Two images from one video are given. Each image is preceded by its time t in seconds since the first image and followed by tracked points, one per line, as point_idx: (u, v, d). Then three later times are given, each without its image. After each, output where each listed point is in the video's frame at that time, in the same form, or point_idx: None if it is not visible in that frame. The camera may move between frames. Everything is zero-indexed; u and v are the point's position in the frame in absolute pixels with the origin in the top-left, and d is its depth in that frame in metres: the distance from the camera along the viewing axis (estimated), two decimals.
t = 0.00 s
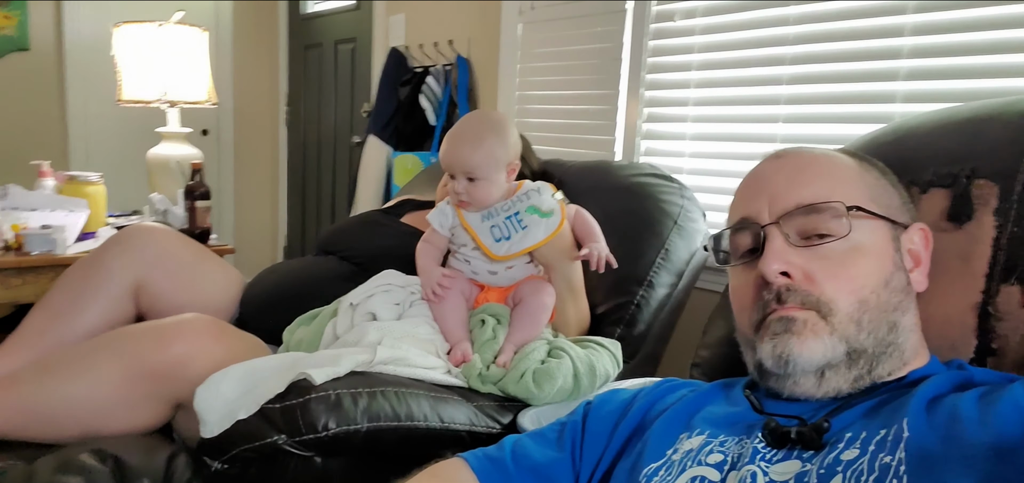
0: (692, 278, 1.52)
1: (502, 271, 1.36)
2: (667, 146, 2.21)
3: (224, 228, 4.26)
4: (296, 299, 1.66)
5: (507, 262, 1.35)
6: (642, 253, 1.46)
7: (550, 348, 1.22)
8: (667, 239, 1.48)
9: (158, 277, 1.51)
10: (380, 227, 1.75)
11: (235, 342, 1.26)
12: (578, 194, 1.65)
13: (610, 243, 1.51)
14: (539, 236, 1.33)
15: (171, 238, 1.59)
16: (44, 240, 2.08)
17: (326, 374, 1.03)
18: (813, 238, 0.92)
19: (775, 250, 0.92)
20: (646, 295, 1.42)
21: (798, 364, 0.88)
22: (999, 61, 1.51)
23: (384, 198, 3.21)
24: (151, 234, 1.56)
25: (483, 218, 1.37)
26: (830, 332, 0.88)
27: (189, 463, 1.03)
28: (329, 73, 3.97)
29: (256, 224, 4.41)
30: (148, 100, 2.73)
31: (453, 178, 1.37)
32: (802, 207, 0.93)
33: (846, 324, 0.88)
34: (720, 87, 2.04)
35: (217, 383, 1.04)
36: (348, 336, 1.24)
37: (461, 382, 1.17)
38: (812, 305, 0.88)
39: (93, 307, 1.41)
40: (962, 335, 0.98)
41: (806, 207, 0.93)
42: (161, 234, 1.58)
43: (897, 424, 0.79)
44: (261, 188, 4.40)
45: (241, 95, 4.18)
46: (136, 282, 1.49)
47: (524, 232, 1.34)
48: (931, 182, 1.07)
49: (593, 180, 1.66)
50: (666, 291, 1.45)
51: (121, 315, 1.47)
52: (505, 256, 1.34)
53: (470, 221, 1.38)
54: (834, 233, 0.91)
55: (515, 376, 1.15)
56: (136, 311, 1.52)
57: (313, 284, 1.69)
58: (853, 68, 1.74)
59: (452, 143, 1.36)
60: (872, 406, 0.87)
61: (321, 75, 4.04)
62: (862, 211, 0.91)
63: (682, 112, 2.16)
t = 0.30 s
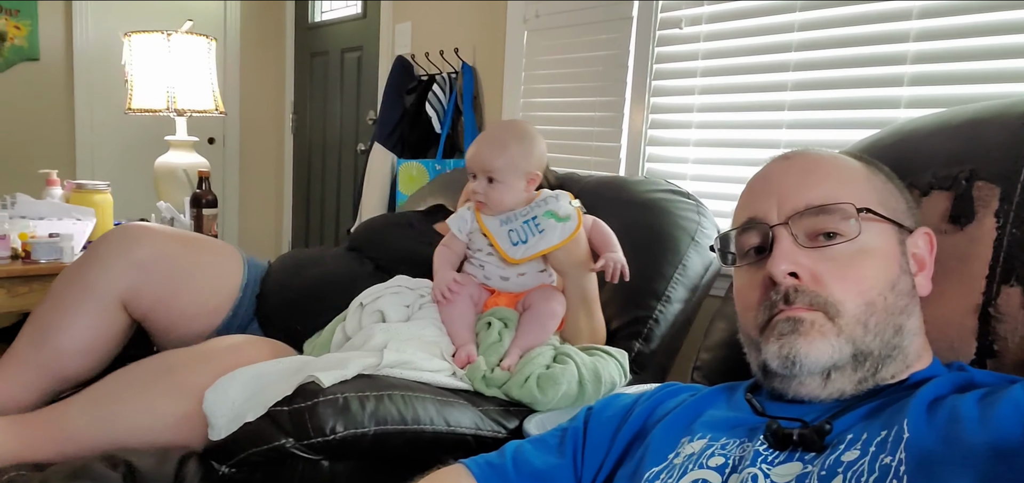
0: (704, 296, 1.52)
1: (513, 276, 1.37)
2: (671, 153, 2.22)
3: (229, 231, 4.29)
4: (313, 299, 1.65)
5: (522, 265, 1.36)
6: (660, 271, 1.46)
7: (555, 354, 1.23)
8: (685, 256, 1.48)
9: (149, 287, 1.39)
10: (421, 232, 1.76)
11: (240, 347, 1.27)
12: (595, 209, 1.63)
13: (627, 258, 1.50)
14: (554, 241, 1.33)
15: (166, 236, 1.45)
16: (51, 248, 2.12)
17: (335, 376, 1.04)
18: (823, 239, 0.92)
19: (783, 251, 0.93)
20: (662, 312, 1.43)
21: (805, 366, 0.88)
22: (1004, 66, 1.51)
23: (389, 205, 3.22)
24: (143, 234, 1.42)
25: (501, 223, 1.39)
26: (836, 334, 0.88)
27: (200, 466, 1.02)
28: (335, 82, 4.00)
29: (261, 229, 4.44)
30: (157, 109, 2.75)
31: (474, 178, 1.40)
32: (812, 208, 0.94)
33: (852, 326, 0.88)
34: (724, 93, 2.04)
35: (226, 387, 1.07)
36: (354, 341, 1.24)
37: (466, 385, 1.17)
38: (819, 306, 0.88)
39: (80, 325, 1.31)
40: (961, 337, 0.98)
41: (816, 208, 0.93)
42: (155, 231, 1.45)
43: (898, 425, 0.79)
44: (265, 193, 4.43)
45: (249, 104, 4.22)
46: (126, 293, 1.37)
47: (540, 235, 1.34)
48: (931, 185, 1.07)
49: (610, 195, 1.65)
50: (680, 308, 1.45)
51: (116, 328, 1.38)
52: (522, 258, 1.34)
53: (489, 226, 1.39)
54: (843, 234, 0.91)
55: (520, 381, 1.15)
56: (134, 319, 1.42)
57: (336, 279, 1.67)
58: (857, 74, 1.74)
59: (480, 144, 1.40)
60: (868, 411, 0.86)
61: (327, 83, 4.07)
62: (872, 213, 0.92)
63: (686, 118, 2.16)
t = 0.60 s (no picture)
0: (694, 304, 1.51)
1: (502, 278, 1.35)
2: (650, 154, 2.23)
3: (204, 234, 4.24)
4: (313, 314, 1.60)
5: (511, 265, 1.34)
6: (652, 281, 1.45)
7: (545, 358, 1.21)
8: (677, 264, 1.48)
9: (135, 300, 1.35)
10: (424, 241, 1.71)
11: (224, 359, 1.23)
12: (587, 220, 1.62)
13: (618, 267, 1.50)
14: (544, 240, 1.31)
15: (152, 247, 1.40)
16: (20, 259, 2.04)
17: (321, 382, 1.01)
18: (814, 238, 0.92)
19: (776, 252, 0.93)
20: (653, 319, 1.42)
21: (798, 367, 0.89)
22: (974, 64, 1.53)
23: (368, 210, 3.19)
24: (128, 245, 1.37)
25: (491, 224, 1.38)
26: (830, 335, 0.88)
27: (181, 472, 0.98)
28: (310, 88, 3.95)
29: (236, 233, 4.39)
30: (126, 115, 2.70)
31: (470, 180, 1.38)
32: (804, 208, 0.94)
33: (846, 327, 0.88)
34: (700, 94, 2.06)
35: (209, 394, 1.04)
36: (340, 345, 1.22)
37: (455, 391, 1.15)
38: (813, 307, 0.89)
39: (63, 339, 1.27)
40: (953, 338, 0.99)
41: (808, 209, 0.94)
42: (141, 243, 1.40)
43: (896, 426, 0.79)
44: (241, 198, 4.37)
45: (220, 111, 4.17)
46: (112, 308, 1.33)
47: (529, 236, 1.33)
48: (918, 188, 1.08)
49: (601, 206, 1.63)
50: (670, 315, 1.45)
51: (99, 342, 1.34)
52: (513, 259, 1.33)
53: (479, 228, 1.38)
54: (835, 235, 0.92)
55: (508, 384, 1.14)
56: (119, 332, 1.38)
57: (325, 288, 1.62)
58: (830, 75, 1.76)
59: (476, 146, 1.37)
60: (866, 411, 0.88)
61: (301, 88, 4.01)
62: (863, 214, 0.92)
63: (664, 119, 2.17)
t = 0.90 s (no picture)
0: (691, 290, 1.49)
1: (491, 271, 1.34)
2: (653, 145, 2.20)
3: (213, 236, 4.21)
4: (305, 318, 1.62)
5: (498, 259, 1.33)
6: (646, 265, 1.43)
7: (538, 351, 1.20)
8: (671, 250, 1.46)
9: (135, 301, 1.34)
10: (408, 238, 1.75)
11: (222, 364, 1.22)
12: (581, 210, 1.61)
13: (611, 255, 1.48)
14: (529, 231, 1.29)
15: (151, 250, 1.40)
16: (25, 264, 2.05)
17: (310, 382, 1.01)
18: (820, 238, 0.89)
19: (780, 252, 0.90)
20: (648, 305, 1.40)
21: (804, 368, 0.86)
22: (982, 45, 1.49)
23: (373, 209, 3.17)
24: (127, 248, 1.37)
25: (477, 218, 1.36)
26: (836, 336, 0.86)
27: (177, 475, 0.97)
28: (313, 85, 3.93)
29: (243, 235, 4.36)
30: (127, 118, 2.69)
31: (458, 174, 1.34)
32: (810, 208, 0.91)
33: (852, 328, 0.86)
34: (702, 82, 2.02)
35: (202, 395, 1.01)
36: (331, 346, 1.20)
37: (448, 386, 1.15)
38: (819, 307, 0.86)
39: (63, 340, 1.26)
40: (958, 339, 0.96)
41: (813, 209, 0.91)
42: (140, 245, 1.40)
43: (901, 427, 0.77)
44: (249, 199, 4.36)
45: (228, 112, 4.15)
46: (113, 310, 1.33)
47: (515, 227, 1.30)
48: (924, 191, 1.04)
49: (595, 196, 1.62)
50: (666, 301, 1.43)
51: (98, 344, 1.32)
52: (499, 252, 1.31)
53: (465, 222, 1.37)
54: (840, 235, 0.89)
55: (501, 378, 1.13)
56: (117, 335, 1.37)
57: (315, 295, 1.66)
58: (833, 58, 1.72)
59: (464, 139, 1.34)
60: (873, 413, 0.85)
61: (306, 87, 3.99)
62: (869, 214, 0.89)
63: (665, 108, 2.14)
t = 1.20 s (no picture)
0: (677, 276, 1.47)
1: (470, 260, 1.30)
2: (644, 134, 2.16)
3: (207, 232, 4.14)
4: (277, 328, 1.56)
5: (477, 249, 1.29)
6: (628, 251, 1.41)
7: (521, 342, 1.18)
8: (654, 236, 1.44)
9: (118, 300, 1.31)
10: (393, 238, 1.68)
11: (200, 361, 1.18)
12: (565, 197, 1.58)
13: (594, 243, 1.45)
14: (506, 218, 1.27)
15: (137, 251, 1.38)
16: (7, 260, 1.98)
17: (284, 378, 0.97)
18: (819, 235, 0.86)
19: (779, 247, 0.87)
20: (632, 292, 1.38)
21: (800, 365, 0.83)
22: (974, 28, 1.46)
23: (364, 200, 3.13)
24: (112, 248, 1.35)
25: (455, 209, 1.32)
26: (833, 333, 0.82)
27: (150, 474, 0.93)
28: (305, 76, 3.87)
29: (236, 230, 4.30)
30: (112, 111, 2.62)
31: (436, 164, 1.30)
32: (810, 205, 0.88)
33: (848, 325, 0.83)
34: (692, 69, 1.99)
35: (176, 395, 0.98)
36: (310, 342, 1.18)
37: (428, 379, 1.12)
38: (816, 304, 0.83)
39: (42, 337, 1.22)
40: (953, 339, 0.91)
41: (813, 206, 0.87)
42: (126, 247, 1.37)
43: (897, 424, 0.74)
44: (241, 194, 4.30)
45: (219, 105, 4.08)
46: (97, 308, 1.29)
47: (492, 216, 1.28)
48: (920, 191, 0.99)
49: (577, 183, 1.59)
50: (651, 288, 1.41)
51: (77, 345, 1.28)
52: (477, 241, 1.28)
53: (443, 213, 1.33)
54: (839, 232, 0.85)
55: (483, 369, 1.10)
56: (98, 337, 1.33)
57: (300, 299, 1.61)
58: (826, 43, 1.69)
59: (441, 129, 1.29)
60: (869, 409, 0.81)
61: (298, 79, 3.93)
62: (868, 212, 0.86)
63: (656, 96, 2.10)
